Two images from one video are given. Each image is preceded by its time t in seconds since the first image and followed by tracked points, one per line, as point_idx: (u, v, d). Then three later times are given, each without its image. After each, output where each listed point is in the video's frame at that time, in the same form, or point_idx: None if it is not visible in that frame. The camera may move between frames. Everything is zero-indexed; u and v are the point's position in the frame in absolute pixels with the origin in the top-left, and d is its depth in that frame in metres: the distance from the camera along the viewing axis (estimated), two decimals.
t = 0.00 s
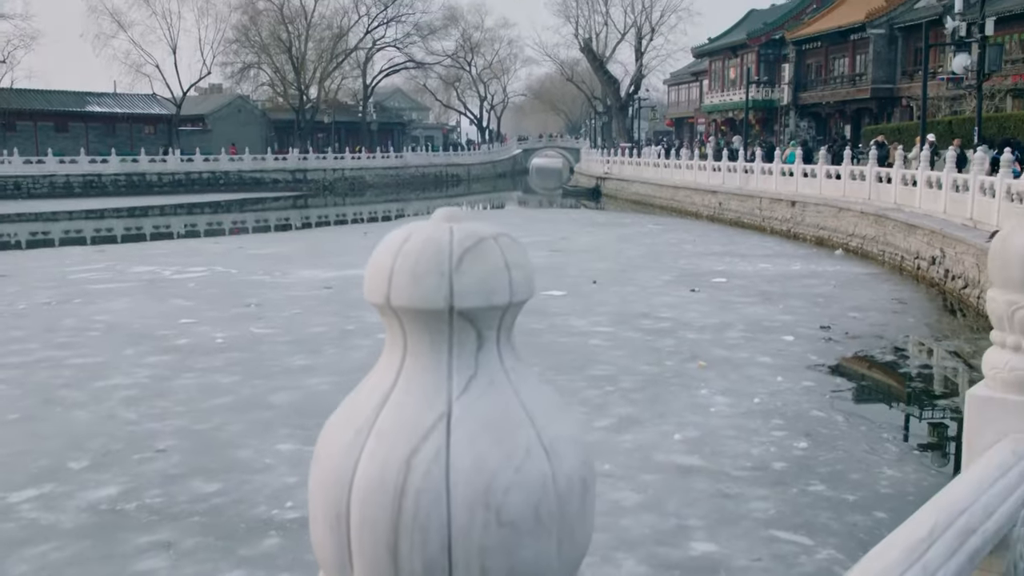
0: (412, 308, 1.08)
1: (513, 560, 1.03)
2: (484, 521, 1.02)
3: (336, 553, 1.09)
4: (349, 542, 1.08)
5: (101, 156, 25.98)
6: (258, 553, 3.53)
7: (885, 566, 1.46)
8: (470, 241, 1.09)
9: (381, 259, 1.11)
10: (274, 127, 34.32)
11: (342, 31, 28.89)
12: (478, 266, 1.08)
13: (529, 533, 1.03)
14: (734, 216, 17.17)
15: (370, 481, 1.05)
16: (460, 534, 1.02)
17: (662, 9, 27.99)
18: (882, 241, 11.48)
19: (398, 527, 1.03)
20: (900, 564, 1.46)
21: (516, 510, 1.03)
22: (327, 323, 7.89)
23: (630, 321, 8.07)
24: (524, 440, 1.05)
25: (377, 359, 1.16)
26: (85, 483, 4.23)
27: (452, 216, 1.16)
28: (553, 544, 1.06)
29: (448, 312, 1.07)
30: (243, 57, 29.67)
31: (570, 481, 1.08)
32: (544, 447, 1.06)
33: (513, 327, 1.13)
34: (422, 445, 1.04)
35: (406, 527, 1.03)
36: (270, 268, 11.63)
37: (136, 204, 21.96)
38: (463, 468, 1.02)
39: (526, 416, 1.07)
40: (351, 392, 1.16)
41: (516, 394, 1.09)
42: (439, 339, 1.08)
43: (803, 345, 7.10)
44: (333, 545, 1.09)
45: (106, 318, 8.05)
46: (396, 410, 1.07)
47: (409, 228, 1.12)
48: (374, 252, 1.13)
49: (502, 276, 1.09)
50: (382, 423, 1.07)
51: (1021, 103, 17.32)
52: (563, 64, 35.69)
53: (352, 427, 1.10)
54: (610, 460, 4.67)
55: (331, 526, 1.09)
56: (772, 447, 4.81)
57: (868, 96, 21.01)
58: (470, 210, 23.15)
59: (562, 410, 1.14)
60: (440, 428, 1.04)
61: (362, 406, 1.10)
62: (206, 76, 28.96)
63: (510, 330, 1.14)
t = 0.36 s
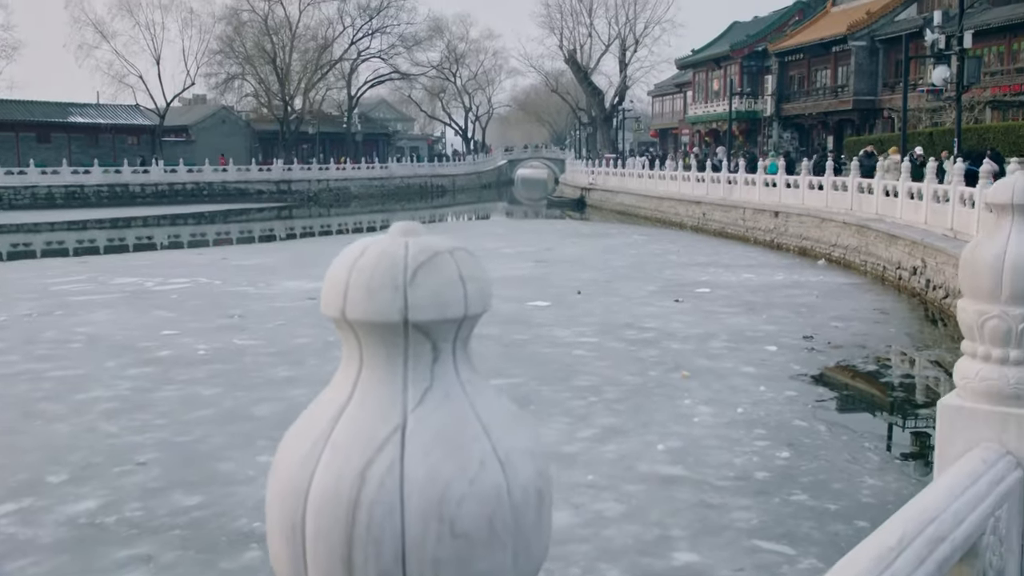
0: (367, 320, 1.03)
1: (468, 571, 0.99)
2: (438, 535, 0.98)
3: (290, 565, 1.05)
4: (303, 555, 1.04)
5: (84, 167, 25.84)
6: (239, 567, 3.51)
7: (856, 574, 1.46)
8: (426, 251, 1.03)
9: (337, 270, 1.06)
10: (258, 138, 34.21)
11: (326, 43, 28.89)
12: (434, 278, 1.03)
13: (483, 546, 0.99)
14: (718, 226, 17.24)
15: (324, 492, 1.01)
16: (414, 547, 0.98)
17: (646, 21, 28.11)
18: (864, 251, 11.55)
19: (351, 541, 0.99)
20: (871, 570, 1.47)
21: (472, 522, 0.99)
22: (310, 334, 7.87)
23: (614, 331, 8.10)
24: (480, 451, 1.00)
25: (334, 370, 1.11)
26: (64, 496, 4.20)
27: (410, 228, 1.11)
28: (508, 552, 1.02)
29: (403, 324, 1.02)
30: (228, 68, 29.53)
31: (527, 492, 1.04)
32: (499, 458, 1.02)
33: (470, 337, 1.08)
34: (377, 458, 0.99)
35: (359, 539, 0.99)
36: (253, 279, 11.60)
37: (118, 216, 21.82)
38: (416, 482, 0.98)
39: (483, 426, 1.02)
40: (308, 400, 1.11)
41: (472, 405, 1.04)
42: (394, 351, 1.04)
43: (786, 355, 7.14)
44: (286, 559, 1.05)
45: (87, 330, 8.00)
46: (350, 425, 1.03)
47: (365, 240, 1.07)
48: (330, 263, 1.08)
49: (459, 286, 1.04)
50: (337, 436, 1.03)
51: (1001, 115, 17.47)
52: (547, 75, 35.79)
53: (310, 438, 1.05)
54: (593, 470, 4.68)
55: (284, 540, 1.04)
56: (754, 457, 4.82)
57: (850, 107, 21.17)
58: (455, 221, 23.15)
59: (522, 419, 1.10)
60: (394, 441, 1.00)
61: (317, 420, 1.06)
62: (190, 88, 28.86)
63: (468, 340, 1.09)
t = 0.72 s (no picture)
0: (322, 331, 1.01)
1: None
2: (391, 544, 0.95)
3: None
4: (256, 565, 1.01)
5: (67, 176, 25.67)
6: None
7: None
8: (381, 264, 1.01)
9: (293, 280, 1.04)
10: (243, 147, 34.11)
11: (311, 52, 28.84)
12: (389, 288, 1.01)
13: (439, 555, 0.96)
14: (703, 235, 17.30)
15: (279, 501, 0.98)
16: (368, 556, 0.95)
17: (631, 31, 28.20)
18: (847, 259, 11.61)
19: (306, 550, 0.96)
20: None
21: (426, 531, 0.96)
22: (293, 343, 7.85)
23: (598, 340, 8.12)
24: (434, 459, 0.98)
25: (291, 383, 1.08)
26: (44, 508, 4.17)
27: (366, 240, 1.09)
28: (463, 563, 0.99)
29: (358, 334, 1.00)
30: (212, 76, 29.47)
31: (484, 500, 1.00)
32: (454, 468, 0.99)
33: (426, 350, 1.05)
34: (330, 466, 0.97)
35: (311, 549, 0.96)
36: (236, 288, 11.57)
37: (102, 225, 21.68)
38: (368, 490, 0.95)
39: (439, 436, 1.00)
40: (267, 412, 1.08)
41: (429, 416, 1.01)
42: (351, 363, 1.01)
43: (769, 363, 7.17)
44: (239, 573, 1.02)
45: (69, 340, 7.96)
46: (305, 436, 1.00)
47: (323, 251, 1.05)
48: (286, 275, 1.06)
49: (413, 297, 1.01)
50: (290, 446, 1.00)
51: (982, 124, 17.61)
52: (533, 85, 35.85)
53: (263, 448, 1.02)
54: (577, 479, 4.69)
55: (238, 551, 1.01)
56: (738, 465, 4.83)
57: (832, 117, 21.31)
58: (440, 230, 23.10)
59: (480, 430, 1.07)
60: (350, 449, 0.97)
61: (272, 431, 1.03)
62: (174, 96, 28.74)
63: (426, 351, 1.06)
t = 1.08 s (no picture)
0: (278, 340, 0.95)
1: None
2: (345, 553, 0.89)
3: None
4: None
5: (50, 184, 25.51)
6: None
7: None
8: (337, 273, 0.95)
9: (250, 288, 0.97)
10: (227, 155, 33.99)
11: (297, 60, 28.81)
12: (346, 298, 0.94)
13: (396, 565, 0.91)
14: (687, 242, 17.36)
15: (232, 511, 0.92)
16: (322, 565, 0.89)
17: (616, 40, 28.30)
18: (831, 267, 11.67)
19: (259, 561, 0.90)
20: None
21: (381, 541, 0.90)
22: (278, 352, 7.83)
23: (583, 347, 8.14)
24: (391, 470, 0.92)
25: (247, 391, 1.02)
26: (24, 519, 4.14)
27: (326, 249, 1.03)
28: (418, 574, 0.93)
29: (314, 344, 0.94)
30: (196, 84, 29.38)
31: (439, 508, 0.94)
32: (412, 478, 0.93)
33: (386, 359, 0.99)
34: (285, 478, 0.91)
35: (265, 560, 0.90)
36: (220, 296, 11.53)
37: (85, 233, 21.56)
38: (322, 500, 0.89)
39: (399, 443, 0.94)
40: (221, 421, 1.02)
41: (387, 426, 0.95)
42: (307, 372, 0.95)
43: (753, 371, 7.20)
44: None
45: (51, 349, 7.92)
46: (259, 445, 0.94)
47: (281, 260, 0.99)
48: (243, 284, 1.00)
49: (370, 307, 0.95)
50: (244, 456, 0.94)
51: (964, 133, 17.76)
52: (519, 93, 35.91)
53: (219, 457, 0.96)
54: (561, 487, 4.69)
55: (190, 563, 0.95)
56: (722, 473, 4.84)
57: (816, 125, 21.44)
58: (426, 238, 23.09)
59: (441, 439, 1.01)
60: (304, 460, 0.91)
61: (226, 440, 0.97)
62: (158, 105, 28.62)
63: (386, 361, 1.00)
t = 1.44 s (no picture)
0: (228, 350, 0.92)
1: None
2: (295, 560, 0.85)
3: None
4: None
5: (32, 192, 25.34)
6: None
7: None
8: (289, 283, 0.92)
9: (203, 299, 0.94)
10: (211, 163, 33.86)
11: (281, 67, 28.76)
12: (299, 308, 0.91)
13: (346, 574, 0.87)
14: (671, 249, 17.42)
15: (180, 520, 0.88)
16: None
17: (600, 48, 28.37)
18: (814, 274, 11.73)
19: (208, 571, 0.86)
20: None
21: (332, 548, 0.86)
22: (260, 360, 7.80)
23: (567, 354, 8.16)
24: (343, 477, 0.88)
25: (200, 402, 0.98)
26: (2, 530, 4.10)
27: (281, 264, 1.00)
28: None
29: (264, 354, 0.91)
30: (180, 91, 29.27)
31: (389, 515, 0.90)
32: (363, 485, 0.89)
33: (338, 368, 0.96)
34: (235, 485, 0.87)
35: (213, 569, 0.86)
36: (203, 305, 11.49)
37: (67, 241, 21.42)
38: (273, 508, 0.86)
39: (350, 449, 0.90)
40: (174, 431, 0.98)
41: (339, 434, 0.92)
42: (259, 381, 0.92)
43: (736, 377, 7.23)
44: None
45: (32, 358, 7.87)
46: (208, 453, 0.90)
47: (234, 273, 0.96)
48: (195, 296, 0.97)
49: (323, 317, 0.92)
50: (194, 463, 0.90)
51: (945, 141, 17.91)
52: (504, 101, 35.96)
53: (168, 466, 0.92)
54: (544, 494, 4.69)
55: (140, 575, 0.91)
56: (704, 479, 4.86)
57: (799, 133, 21.58)
58: (411, 245, 23.06)
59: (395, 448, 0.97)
60: (254, 468, 0.88)
61: (176, 451, 0.93)
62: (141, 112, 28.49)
63: (339, 372, 0.97)
